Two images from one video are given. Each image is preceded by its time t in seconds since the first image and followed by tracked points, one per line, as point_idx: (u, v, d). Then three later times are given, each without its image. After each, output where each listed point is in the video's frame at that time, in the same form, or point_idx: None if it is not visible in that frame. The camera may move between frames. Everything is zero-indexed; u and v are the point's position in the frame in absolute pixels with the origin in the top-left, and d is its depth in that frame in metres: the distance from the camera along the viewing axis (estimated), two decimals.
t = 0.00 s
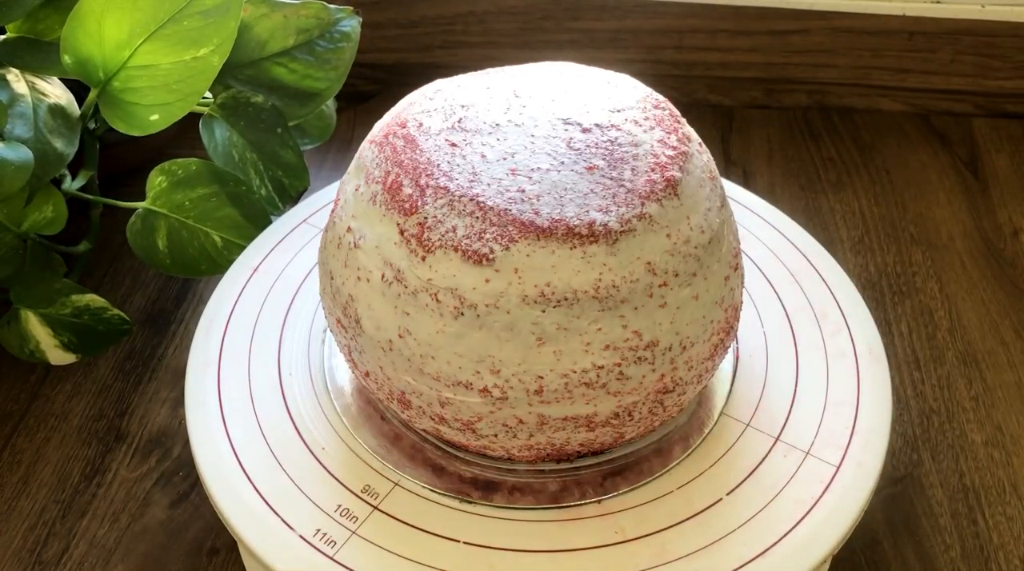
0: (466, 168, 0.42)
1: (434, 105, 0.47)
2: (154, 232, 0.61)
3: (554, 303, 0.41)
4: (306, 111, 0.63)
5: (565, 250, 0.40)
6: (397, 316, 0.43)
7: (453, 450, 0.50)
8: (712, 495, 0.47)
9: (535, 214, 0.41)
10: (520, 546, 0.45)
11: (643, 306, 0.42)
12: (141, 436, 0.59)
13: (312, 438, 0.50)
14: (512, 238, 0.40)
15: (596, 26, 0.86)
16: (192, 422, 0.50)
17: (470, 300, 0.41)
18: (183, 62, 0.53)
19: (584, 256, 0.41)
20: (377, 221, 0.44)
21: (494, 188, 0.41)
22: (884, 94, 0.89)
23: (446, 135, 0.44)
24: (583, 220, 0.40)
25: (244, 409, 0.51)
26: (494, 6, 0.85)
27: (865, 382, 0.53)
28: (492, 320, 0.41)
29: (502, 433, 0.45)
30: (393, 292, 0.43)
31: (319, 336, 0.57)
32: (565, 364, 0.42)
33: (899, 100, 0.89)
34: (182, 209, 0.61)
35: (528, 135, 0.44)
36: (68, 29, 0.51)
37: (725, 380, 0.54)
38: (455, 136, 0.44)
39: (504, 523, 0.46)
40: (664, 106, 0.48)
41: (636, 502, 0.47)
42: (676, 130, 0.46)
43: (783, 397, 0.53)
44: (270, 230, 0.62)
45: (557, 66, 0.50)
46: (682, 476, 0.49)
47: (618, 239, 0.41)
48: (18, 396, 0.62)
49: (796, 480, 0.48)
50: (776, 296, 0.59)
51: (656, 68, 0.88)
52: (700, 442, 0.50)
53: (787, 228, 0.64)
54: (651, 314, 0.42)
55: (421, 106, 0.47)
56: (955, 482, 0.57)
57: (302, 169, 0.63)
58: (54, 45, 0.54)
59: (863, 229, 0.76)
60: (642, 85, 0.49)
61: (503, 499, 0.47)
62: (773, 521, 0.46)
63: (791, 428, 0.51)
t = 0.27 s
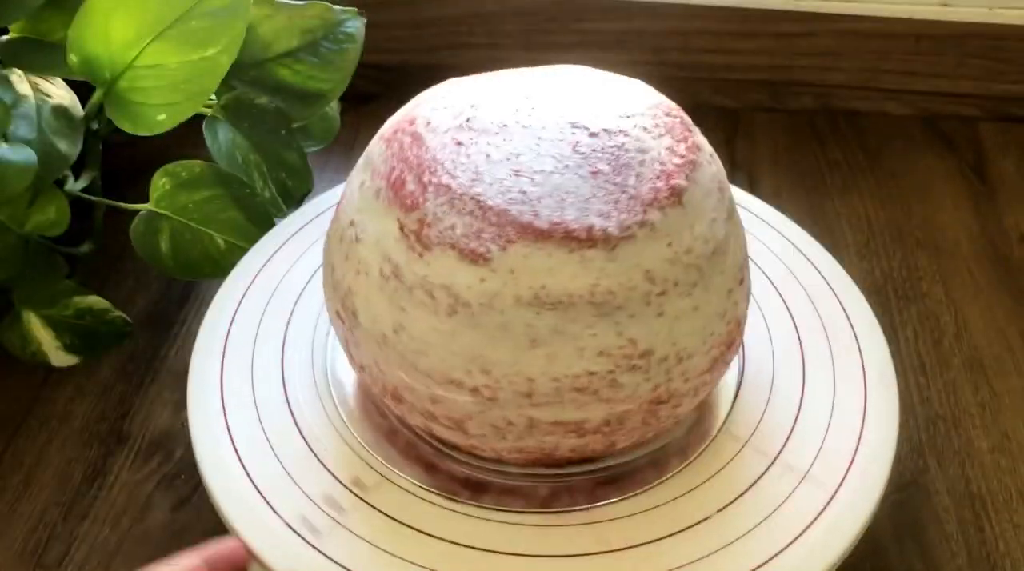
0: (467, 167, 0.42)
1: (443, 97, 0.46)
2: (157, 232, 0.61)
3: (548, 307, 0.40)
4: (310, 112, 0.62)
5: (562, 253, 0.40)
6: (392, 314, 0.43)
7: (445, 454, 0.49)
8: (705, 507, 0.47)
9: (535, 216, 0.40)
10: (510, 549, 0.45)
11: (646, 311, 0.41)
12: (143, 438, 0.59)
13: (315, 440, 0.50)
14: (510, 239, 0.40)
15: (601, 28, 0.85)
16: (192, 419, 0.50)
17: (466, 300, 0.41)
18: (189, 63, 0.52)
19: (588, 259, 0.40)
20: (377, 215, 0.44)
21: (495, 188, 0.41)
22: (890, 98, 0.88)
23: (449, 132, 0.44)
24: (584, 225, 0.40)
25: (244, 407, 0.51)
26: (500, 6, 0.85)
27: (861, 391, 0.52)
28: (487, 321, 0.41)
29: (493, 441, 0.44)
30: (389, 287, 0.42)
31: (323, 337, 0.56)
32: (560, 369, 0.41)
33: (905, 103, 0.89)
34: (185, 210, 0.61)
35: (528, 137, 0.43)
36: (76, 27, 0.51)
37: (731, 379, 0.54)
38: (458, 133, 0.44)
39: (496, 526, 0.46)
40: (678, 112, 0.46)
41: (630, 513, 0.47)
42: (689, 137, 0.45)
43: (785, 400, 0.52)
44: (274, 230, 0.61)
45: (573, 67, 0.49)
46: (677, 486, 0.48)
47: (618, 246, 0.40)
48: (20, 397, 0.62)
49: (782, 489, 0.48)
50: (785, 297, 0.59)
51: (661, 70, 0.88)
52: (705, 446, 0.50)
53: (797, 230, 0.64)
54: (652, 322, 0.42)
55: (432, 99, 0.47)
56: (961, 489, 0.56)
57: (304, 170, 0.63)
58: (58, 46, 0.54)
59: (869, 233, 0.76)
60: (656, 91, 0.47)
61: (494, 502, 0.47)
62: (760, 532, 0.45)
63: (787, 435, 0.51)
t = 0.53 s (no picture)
0: (438, 146, 0.45)
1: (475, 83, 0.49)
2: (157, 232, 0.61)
3: (487, 302, 0.42)
4: (311, 111, 0.63)
5: (472, 244, 0.42)
6: (354, 271, 0.46)
7: (420, 449, 0.50)
8: (667, 527, 0.46)
9: (464, 203, 0.42)
10: (465, 542, 0.45)
11: (589, 328, 0.42)
12: (144, 438, 0.59)
13: (314, 438, 0.50)
14: (432, 215, 0.43)
15: (601, 27, 0.85)
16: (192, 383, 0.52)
17: (393, 265, 0.44)
18: (191, 62, 0.52)
19: (512, 261, 0.42)
20: (365, 163, 0.48)
21: (446, 168, 0.44)
22: (890, 96, 0.88)
23: (452, 116, 0.47)
24: (500, 224, 0.42)
25: (243, 395, 0.52)
26: (499, 6, 0.85)
27: (859, 404, 0.51)
28: (414, 297, 0.43)
29: (437, 416, 0.46)
30: (348, 239, 0.46)
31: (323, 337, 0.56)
32: (477, 353, 0.43)
33: (905, 102, 0.89)
34: (185, 210, 0.61)
35: (513, 131, 0.45)
36: (77, 27, 0.51)
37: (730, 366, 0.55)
38: (459, 113, 0.47)
39: (461, 519, 0.46)
40: (678, 147, 0.46)
41: (593, 525, 0.46)
42: (675, 170, 0.45)
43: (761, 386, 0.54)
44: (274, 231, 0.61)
45: (605, 81, 0.50)
46: (650, 500, 0.47)
47: (540, 252, 0.41)
48: (20, 396, 0.62)
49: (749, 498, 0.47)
50: (793, 298, 0.59)
51: (661, 69, 0.88)
52: (705, 444, 0.50)
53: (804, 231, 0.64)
54: (592, 342, 0.43)
55: (467, 79, 0.50)
56: (961, 488, 0.56)
57: (305, 170, 0.63)
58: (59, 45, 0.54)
59: (869, 232, 0.76)
60: (669, 123, 0.47)
61: (469, 495, 0.47)
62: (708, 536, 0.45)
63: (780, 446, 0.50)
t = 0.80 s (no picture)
0: (440, 150, 0.45)
1: (469, 85, 0.50)
2: (157, 232, 0.61)
3: (499, 304, 0.42)
4: (310, 111, 0.63)
5: (481, 247, 0.42)
6: (360, 279, 0.46)
7: (429, 454, 0.50)
8: (680, 523, 0.46)
9: (471, 207, 0.42)
10: (480, 545, 0.45)
11: (600, 327, 0.42)
12: (144, 438, 0.59)
13: (313, 439, 0.50)
14: (439, 219, 0.43)
15: (601, 26, 0.85)
16: (192, 389, 0.52)
17: (401, 270, 0.43)
18: (188, 62, 0.52)
19: (522, 262, 0.41)
20: (364, 170, 0.48)
21: (450, 172, 0.44)
22: (890, 96, 0.88)
23: (450, 119, 0.47)
24: (510, 226, 0.42)
25: (243, 399, 0.52)
26: (499, 6, 0.85)
27: (859, 396, 0.52)
28: (424, 302, 0.43)
29: (448, 420, 0.46)
30: (352, 245, 0.46)
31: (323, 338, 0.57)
32: (490, 356, 0.43)
33: (905, 101, 0.89)
34: (186, 210, 0.60)
35: (515, 133, 0.45)
36: (72, 28, 0.51)
37: (729, 370, 0.56)
38: (456, 116, 0.47)
39: (473, 522, 0.46)
40: (678, 143, 0.46)
41: (605, 523, 0.46)
42: (676, 163, 0.45)
43: (761, 389, 0.54)
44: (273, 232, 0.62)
45: (600, 79, 0.50)
46: (661, 496, 0.48)
47: (553, 253, 0.41)
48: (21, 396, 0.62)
49: (759, 493, 0.47)
50: (791, 299, 0.59)
51: (661, 69, 0.88)
52: (702, 445, 0.51)
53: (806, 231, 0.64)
54: (602, 340, 0.43)
55: (459, 82, 0.50)
56: (961, 488, 0.56)
57: (305, 169, 0.63)
58: (58, 44, 0.54)
59: (869, 232, 0.76)
60: (667, 119, 0.48)
61: (481, 498, 0.48)
62: (721, 531, 0.46)
63: (782, 447, 0.50)
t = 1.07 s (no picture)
0: (439, 148, 0.45)
1: (469, 85, 0.49)
2: (154, 232, 0.61)
3: (496, 304, 0.42)
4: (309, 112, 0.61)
5: (479, 246, 0.42)
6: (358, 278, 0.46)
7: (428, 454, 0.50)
8: (678, 524, 0.46)
9: (469, 205, 0.42)
10: (477, 545, 0.45)
11: (597, 327, 0.42)
12: (143, 438, 0.59)
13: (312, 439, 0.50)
14: (437, 218, 0.42)
15: (601, 26, 0.85)
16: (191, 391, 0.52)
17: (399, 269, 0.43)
18: (180, 64, 0.52)
19: (520, 262, 0.41)
20: (364, 168, 0.48)
21: (449, 171, 0.44)
22: (890, 96, 0.88)
23: (450, 118, 0.47)
24: (508, 225, 0.42)
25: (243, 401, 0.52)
26: (499, 6, 0.85)
27: (858, 396, 0.52)
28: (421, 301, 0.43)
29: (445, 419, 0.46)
30: (351, 243, 0.46)
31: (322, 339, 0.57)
32: (487, 356, 0.43)
33: (905, 101, 0.89)
34: (183, 210, 0.60)
35: (514, 132, 0.45)
36: (64, 32, 0.51)
37: (729, 372, 0.55)
38: (457, 115, 0.47)
39: (469, 522, 0.46)
40: (679, 143, 0.46)
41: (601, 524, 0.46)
42: (675, 163, 0.45)
43: (760, 391, 0.54)
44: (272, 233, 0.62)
45: (601, 79, 0.50)
46: (658, 497, 0.48)
47: (551, 252, 0.41)
48: (20, 396, 0.62)
49: (757, 495, 0.47)
50: (793, 302, 0.59)
51: (661, 69, 0.88)
52: (701, 446, 0.51)
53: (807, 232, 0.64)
54: (598, 341, 0.43)
55: (460, 81, 0.50)
56: (962, 488, 0.56)
57: (304, 171, 0.63)
58: (56, 44, 0.54)
59: (869, 232, 0.76)
60: (668, 119, 0.48)
61: (480, 498, 0.48)
62: (718, 532, 0.46)
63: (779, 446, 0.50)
